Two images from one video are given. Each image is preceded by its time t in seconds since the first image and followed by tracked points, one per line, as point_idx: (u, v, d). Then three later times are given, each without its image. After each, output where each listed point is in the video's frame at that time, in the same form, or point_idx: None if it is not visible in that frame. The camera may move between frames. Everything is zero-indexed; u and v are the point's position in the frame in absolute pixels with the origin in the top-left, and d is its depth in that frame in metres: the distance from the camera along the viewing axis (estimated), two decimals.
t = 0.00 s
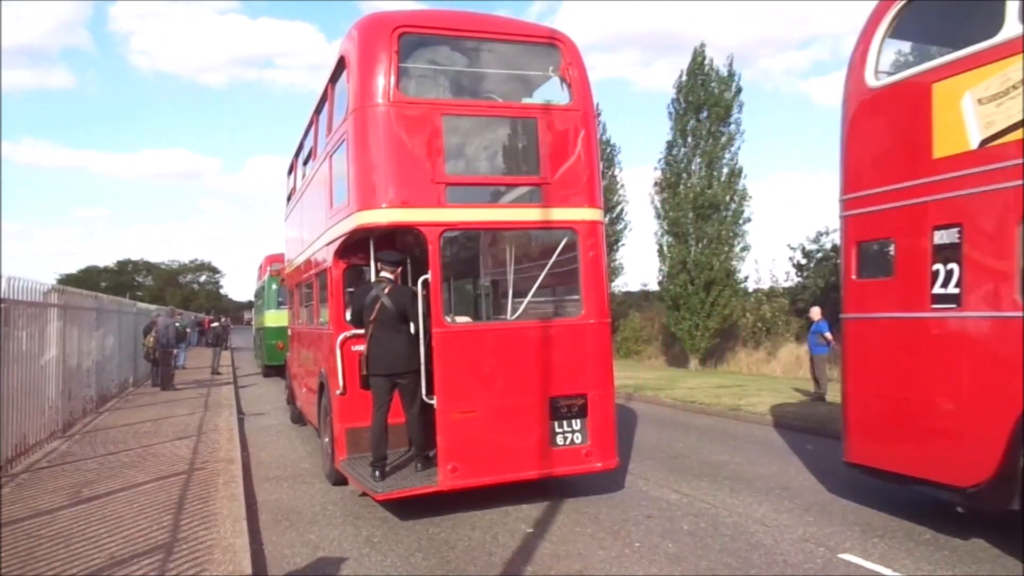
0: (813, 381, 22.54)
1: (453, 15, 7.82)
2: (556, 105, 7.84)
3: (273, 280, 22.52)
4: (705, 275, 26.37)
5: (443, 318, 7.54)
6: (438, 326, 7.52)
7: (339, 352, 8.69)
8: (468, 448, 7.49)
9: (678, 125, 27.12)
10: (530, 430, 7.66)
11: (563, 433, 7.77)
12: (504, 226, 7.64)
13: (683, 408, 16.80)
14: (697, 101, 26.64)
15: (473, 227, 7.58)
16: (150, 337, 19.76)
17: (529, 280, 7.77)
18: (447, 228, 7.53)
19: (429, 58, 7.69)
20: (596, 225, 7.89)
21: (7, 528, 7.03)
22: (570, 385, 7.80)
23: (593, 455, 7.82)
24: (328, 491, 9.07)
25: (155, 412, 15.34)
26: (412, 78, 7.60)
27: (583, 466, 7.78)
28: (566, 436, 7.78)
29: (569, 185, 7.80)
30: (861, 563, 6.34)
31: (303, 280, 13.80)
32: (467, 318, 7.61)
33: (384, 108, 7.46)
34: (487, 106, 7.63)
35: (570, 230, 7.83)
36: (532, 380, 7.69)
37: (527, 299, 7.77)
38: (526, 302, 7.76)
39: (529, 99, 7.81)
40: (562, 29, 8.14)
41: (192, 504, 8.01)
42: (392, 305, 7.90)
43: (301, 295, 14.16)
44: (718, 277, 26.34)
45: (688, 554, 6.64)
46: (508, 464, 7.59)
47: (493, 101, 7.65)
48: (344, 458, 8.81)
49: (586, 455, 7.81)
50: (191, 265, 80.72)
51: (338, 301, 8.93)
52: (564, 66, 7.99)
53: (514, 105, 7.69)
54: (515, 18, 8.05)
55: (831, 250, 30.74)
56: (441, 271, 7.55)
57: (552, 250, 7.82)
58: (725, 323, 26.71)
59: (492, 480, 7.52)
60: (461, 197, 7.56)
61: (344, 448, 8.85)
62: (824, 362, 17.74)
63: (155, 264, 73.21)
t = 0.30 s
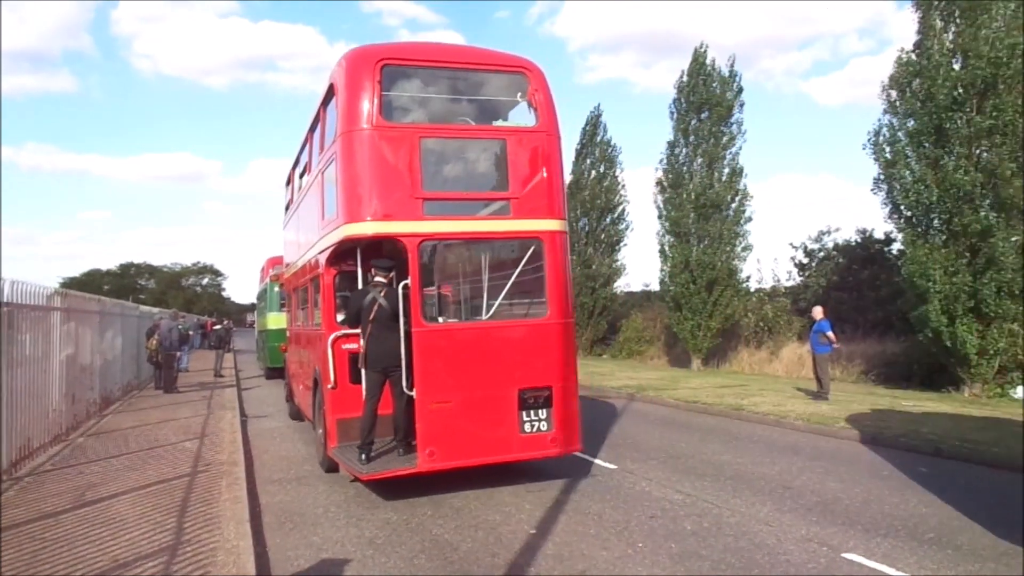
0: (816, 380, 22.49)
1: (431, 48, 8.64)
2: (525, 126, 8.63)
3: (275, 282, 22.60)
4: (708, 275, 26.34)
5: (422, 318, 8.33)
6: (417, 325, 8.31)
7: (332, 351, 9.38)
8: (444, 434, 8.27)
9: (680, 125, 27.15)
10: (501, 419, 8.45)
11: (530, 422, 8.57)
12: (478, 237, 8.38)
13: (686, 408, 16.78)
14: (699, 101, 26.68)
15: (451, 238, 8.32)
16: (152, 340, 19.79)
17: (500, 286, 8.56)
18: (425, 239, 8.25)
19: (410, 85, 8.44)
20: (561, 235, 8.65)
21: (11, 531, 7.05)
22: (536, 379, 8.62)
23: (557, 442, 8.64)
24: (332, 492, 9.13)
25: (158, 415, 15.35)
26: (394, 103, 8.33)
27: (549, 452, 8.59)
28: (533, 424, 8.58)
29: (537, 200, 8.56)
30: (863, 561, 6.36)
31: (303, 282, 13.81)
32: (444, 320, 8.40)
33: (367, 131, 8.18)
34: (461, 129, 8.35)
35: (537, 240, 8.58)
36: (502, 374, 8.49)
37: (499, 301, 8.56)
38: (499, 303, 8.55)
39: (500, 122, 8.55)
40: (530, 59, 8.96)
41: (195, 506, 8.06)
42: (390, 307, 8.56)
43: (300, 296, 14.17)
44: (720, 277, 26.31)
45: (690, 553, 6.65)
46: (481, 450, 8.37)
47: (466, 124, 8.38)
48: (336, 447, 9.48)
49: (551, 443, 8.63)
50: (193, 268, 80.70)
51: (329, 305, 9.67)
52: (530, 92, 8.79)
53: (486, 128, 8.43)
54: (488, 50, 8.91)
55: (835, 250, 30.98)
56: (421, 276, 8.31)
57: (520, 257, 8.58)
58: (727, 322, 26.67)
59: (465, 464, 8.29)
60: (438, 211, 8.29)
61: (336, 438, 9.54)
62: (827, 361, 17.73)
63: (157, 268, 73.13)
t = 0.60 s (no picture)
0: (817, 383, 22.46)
1: (421, 70, 9.47)
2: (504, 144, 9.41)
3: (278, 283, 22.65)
4: (710, 277, 26.33)
5: (406, 318, 9.15)
6: (402, 325, 9.13)
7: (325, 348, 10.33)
8: (426, 425, 9.08)
9: (683, 127, 27.17)
10: (478, 411, 9.26)
11: (505, 414, 9.40)
12: (459, 245, 9.20)
13: (688, 410, 16.78)
14: (702, 103, 26.71)
15: (434, 246, 9.14)
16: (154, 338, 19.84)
17: (479, 289, 9.39)
18: (412, 247, 9.08)
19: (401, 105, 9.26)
20: (535, 244, 9.49)
21: (13, 529, 7.07)
22: (511, 374, 9.44)
23: (529, 433, 9.48)
24: (334, 491, 9.18)
25: (161, 413, 15.37)
26: (382, 121, 9.13)
27: (522, 442, 9.41)
28: (508, 417, 9.42)
29: (514, 212, 9.37)
30: (863, 564, 6.37)
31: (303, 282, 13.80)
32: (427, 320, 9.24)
33: (358, 148, 8.99)
34: (444, 146, 9.16)
35: (513, 249, 9.43)
36: (479, 370, 9.29)
37: (478, 303, 9.39)
38: (478, 306, 9.39)
39: (480, 140, 9.37)
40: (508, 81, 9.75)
41: (197, 505, 8.10)
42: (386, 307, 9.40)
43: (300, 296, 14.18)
44: (722, 279, 26.29)
45: (690, 556, 6.65)
46: (460, 439, 9.19)
47: (449, 142, 9.19)
48: (328, 437, 10.40)
49: (524, 433, 9.46)
50: (195, 267, 80.77)
51: (323, 306, 10.58)
52: (509, 111, 9.57)
53: (467, 146, 9.24)
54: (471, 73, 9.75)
55: (837, 254, 31.08)
56: (408, 278, 9.13)
57: (497, 265, 9.43)
58: (729, 324, 26.67)
59: (445, 452, 9.10)
60: (423, 221, 9.10)
61: (328, 428, 10.48)
62: (830, 364, 17.74)
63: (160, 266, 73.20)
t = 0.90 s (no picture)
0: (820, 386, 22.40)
1: (410, 89, 10.50)
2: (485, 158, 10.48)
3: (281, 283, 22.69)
4: (712, 279, 26.31)
5: (394, 319, 10.22)
6: (391, 326, 10.20)
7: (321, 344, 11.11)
8: (412, 417, 10.14)
9: (687, 129, 27.18)
10: (461, 406, 10.34)
11: (486, 408, 10.47)
12: (444, 251, 10.26)
13: (690, 412, 16.76)
14: (706, 105, 26.76)
15: (421, 251, 10.20)
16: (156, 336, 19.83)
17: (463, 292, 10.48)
18: (400, 251, 10.13)
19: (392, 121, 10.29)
20: (514, 251, 10.58)
21: (16, 525, 7.09)
22: (492, 372, 10.51)
23: (508, 424, 10.53)
24: (336, 490, 9.23)
25: (162, 412, 15.37)
26: (373, 137, 10.16)
27: (501, 433, 10.46)
28: (488, 410, 10.48)
29: (495, 221, 10.45)
30: (864, 567, 6.38)
31: (303, 281, 13.78)
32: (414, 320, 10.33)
33: (351, 161, 10.02)
34: (430, 160, 10.21)
35: (495, 255, 10.51)
36: (461, 368, 10.37)
37: (462, 306, 10.45)
38: (462, 309, 10.45)
39: (465, 154, 10.42)
40: (491, 98, 10.83)
41: (199, 503, 8.12)
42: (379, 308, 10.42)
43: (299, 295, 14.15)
44: (724, 281, 26.28)
45: (691, 558, 6.64)
46: (444, 429, 10.26)
47: (435, 156, 10.25)
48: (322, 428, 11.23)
49: (503, 425, 10.51)
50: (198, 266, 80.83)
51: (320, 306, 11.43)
52: (490, 127, 10.64)
53: (452, 159, 10.29)
54: (456, 92, 10.81)
55: (840, 257, 31.60)
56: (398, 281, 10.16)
57: (480, 270, 10.50)
58: (731, 327, 26.65)
59: (430, 441, 10.16)
60: (411, 229, 10.15)
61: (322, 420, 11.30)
62: (834, 368, 17.73)
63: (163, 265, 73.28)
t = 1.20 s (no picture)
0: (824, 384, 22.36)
1: (400, 104, 11.15)
2: (470, 168, 11.12)
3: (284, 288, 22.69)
4: (715, 278, 26.27)
5: (387, 321, 10.90)
6: (383, 327, 10.88)
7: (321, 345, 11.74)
8: (404, 412, 10.86)
9: (688, 128, 27.17)
10: (450, 402, 11.04)
11: (474, 404, 11.18)
12: (433, 257, 10.95)
13: (694, 412, 16.75)
14: (707, 105, 26.76)
15: (412, 257, 10.88)
16: (160, 339, 19.86)
17: (452, 293, 11.14)
18: (391, 257, 10.80)
19: (384, 135, 10.93)
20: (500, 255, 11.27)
21: (20, 529, 7.10)
22: (479, 369, 11.19)
23: (494, 419, 11.24)
24: (340, 491, 9.26)
25: (166, 415, 15.37)
26: (366, 149, 10.82)
27: (488, 427, 11.18)
28: (476, 405, 11.19)
29: (480, 228, 11.12)
30: (868, 565, 6.38)
31: (303, 284, 13.79)
32: (406, 321, 10.99)
33: (345, 174, 10.68)
34: (419, 171, 10.87)
35: (480, 259, 11.19)
36: (450, 366, 11.05)
37: (451, 307, 11.14)
38: (451, 309, 11.14)
39: (452, 165, 11.08)
40: (476, 110, 11.44)
41: (203, 505, 8.16)
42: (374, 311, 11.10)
43: (300, 299, 14.17)
44: (727, 281, 26.25)
45: (695, 557, 6.64)
46: (434, 424, 10.97)
47: (424, 167, 10.91)
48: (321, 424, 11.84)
49: (490, 420, 11.22)
50: (201, 269, 80.86)
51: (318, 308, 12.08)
52: (475, 139, 11.28)
53: (440, 170, 10.95)
54: (445, 106, 11.46)
55: (842, 255, 31.45)
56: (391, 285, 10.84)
57: (467, 274, 11.16)
58: (735, 326, 26.63)
59: (421, 435, 10.89)
60: (401, 237, 10.81)
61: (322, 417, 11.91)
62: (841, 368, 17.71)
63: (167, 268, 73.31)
